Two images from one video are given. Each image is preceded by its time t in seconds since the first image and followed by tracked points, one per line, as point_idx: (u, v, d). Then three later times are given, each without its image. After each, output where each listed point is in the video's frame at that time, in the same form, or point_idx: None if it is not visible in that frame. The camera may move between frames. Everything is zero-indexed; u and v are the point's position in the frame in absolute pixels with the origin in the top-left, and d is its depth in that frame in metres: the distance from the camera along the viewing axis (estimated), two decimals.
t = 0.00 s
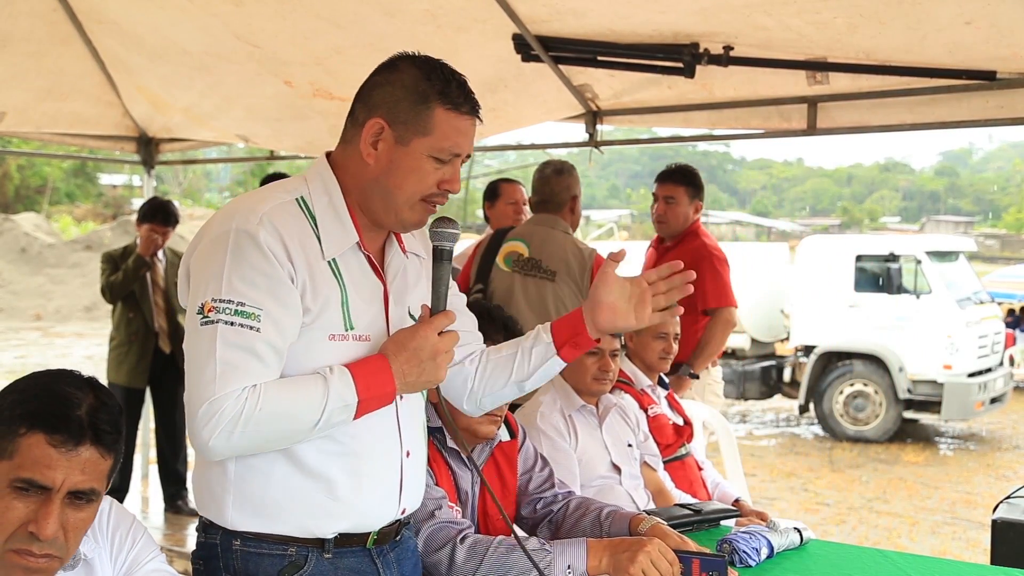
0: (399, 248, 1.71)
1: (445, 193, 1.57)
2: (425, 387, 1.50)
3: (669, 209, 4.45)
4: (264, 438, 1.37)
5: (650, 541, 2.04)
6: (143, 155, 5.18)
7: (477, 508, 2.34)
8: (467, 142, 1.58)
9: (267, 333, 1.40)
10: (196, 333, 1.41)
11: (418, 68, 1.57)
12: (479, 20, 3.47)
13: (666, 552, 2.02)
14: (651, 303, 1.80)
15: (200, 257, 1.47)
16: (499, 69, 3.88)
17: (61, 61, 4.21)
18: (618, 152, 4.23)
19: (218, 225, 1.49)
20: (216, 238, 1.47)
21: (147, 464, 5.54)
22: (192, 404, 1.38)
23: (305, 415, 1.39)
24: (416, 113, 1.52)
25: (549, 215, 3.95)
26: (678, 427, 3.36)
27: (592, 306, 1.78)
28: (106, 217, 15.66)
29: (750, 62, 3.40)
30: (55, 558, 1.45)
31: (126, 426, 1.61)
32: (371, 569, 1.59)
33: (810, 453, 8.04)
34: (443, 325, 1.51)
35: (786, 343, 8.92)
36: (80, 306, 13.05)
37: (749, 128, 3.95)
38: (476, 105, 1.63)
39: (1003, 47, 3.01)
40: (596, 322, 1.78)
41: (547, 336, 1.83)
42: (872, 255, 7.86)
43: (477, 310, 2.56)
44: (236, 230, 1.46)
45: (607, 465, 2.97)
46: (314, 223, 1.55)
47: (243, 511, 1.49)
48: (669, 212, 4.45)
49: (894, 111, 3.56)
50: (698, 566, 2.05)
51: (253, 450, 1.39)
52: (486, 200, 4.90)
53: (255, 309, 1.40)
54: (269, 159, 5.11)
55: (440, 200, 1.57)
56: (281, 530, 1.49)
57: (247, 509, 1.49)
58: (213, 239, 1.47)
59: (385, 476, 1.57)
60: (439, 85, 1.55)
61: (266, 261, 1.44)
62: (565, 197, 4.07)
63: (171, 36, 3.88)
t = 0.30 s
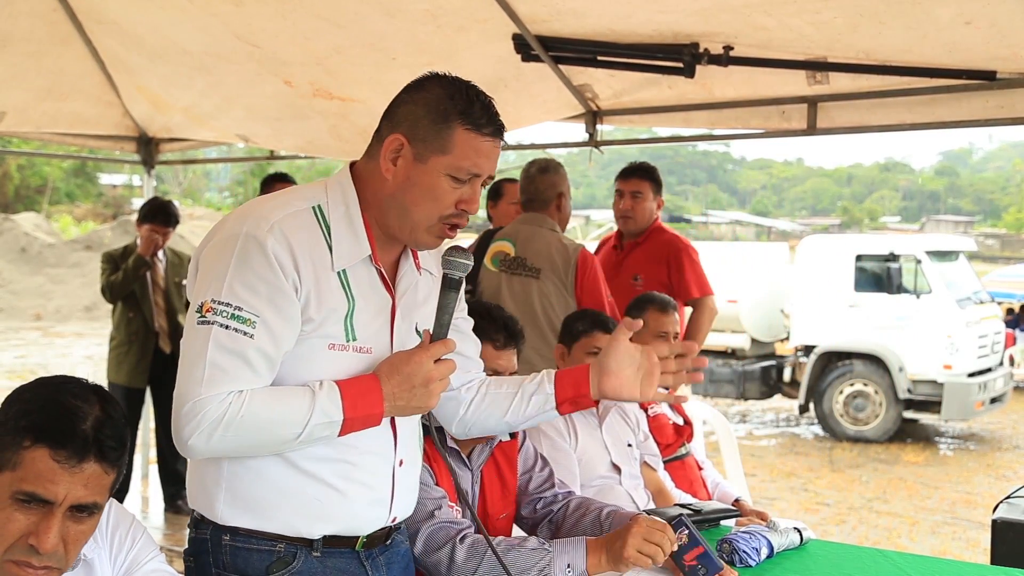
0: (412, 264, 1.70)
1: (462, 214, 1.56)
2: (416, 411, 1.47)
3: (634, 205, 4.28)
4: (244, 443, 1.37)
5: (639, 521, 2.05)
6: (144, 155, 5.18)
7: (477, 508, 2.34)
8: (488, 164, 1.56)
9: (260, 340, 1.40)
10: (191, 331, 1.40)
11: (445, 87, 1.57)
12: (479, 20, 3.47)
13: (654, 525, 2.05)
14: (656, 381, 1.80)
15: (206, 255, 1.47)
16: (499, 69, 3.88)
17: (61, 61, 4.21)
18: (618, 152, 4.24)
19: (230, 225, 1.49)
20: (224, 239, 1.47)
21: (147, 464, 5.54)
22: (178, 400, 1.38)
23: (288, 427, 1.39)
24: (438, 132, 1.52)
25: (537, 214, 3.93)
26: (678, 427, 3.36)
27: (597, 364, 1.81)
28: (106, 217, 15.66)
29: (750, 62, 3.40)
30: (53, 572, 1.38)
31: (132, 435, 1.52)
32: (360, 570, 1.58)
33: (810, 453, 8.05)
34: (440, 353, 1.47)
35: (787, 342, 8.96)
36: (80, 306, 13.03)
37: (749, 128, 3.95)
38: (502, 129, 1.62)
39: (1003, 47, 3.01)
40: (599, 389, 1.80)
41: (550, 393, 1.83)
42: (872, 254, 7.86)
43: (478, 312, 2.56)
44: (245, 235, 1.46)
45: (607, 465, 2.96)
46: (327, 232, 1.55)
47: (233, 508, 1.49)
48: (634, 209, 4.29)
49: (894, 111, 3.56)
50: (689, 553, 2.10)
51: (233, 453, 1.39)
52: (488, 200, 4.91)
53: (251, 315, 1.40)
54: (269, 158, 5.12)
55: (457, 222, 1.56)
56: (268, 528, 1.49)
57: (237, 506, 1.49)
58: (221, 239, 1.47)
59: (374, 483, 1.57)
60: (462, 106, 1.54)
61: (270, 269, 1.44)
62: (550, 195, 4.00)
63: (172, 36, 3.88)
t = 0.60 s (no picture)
0: (408, 256, 1.63)
1: (443, 211, 1.49)
2: (402, 401, 1.43)
3: (608, 204, 4.19)
4: (223, 433, 1.35)
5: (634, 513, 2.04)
6: (143, 155, 5.18)
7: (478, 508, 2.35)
8: (471, 162, 1.48)
9: (239, 330, 1.38)
10: (175, 324, 1.40)
11: (431, 83, 1.49)
12: (479, 20, 3.47)
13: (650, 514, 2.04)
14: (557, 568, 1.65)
15: (191, 252, 1.46)
16: (499, 69, 3.88)
17: (61, 61, 4.20)
18: (618, 152, 4.23)
19: (216, 219, 1.47)
20: (208, 233, 1.45)
21: (147, 463, 5.54)
22: (162, 390, 1.38)
23: (268, 417, 1.37)
24: (416, 128, 1.45)
25: (525, 214, 3.89)
26: (678, 427, 3.35)
27: (550, 526, 1.66)
28: (107, 217, 15.68)
29: (750, 62, 3.40)
30: None
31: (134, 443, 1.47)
32: (361, 567, 1.54)
33: (810, 453, 8.05)
34: (426, 341, 1.44)
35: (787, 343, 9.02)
36: (80, 306, 13.03)
37: (749, 128, 3.95)
38: (489, 123, 1.53)
39: (1003, 47, 3.01)
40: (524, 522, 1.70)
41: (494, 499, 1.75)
42: (872, 254, 7.85)
43: (477, 313, 2.57)
44: (226, 227, 1.44)
45: (606, 465, 2.96)
46: (311, 225, 1.51)
47: (229, 500, 1.47)
48: (606, 209, 4.19)
49: (894, 111, 3.56)
50: (672, 552, 2.12)
51: (214, 444, 1.37)
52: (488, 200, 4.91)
53: (230, 306, 1.38)
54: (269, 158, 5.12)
55: (437, 219, 1.49)
56: (264, 521, 1.46)
57: (232, 498, 1.47)
58: (203, 236, 1.45)
59: (370, 476, 1.52)
60: (444, 101, 1.47)
61: (248, 260, 1.41)
62: (534, 194, 3.98)
63: (172, 36, 3.88)
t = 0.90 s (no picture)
0: (401, 251, 1.62)
1: (435, 210, 1.49)
2: (391, 399, 1.42)
3: (602, 202, 4.19)
4: (210, 430, 1.36)
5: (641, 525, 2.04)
6: (143, 155, 5.18)
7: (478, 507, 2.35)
8: (464, 162, 1.48)
9: (225, 327, 1.38)
10: (166, 322, 1.41)
11: (427, 83, 1.48)
12: (479, 20, 3.47)
13: (657, 526, 2.03)
14: None
15: (180, 250, 1.47)
16: (499, 69, 3.89)
17: (61, 61, 4.21)
18: (618, 152, 4.24)
19: (204, 217, 1.48)
20: (196, 232, 1.46)
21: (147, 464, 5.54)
22: (152, 388, 1.39)
23: (255, 413, 1.37)
24: (410, 128, 1.44)
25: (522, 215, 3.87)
26: (678, 427, 3.34)
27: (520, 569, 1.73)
28: (107, 217, 15.68)
29: (750, 62, 3.40)
30: None
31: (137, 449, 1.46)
32: (362, 567, 1.53)
33: (810, 453, 8.05)
34: (414, 339, 1.45)
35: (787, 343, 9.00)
36: (80, 306, 13.02)
37: (749, 128, 3.95)
38: (482, 122, 1.52)
39: (1003, 46, 3.02)
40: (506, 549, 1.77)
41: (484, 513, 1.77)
42: (872, 254, 7.84)
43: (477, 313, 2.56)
44: (211, 225, 1.44)
45: (607, 465, 2.96)
46: (299, 221, 1.50)
47: (230, 496, 1.47)
48: (601, 207, 4.19)
49: (894, 111, 3.56)
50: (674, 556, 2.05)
51: (203, 441, 1.37)
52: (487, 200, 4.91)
53: (215, 303, 1.38)
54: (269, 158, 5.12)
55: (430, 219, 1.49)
56: (264, 518, 1.46)
57: (232, 493, 1.47)
58: (190, 235, 1.46)
59: (366, 472, 1.50)
60: (438, 101, 1.46)
61: (232, 257, 1.40)
62: (529, 196, 3.95)
63: (172, 37, 3.88)
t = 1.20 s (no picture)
0: (403, 251, 1.62)
1: (439, 211, 1.49)
2: (394, 399, 1.43)
3: (596, 201, 4.18)
4: (214, 430, 1.36)
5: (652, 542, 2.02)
6: (143, 155, 5.18)
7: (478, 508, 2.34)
8: (468, 164, 1.48)
9: (228, 327, 1.38)
10: (168, 322, 1.41)
11: (432, 85, 1.48)
12: (479, 20, 3.47)
13: (666, 552, 2.00)
14: None
15: (183, 250, 1.47)
16: (499, 69, 3.88)
17: (61, 61, 4.21)
18: (618, 152, 4.23)
19: (206, 217, 1.48)
20: (198, 233, 1.45)
21: (147, 463, 5.53)
22: (155, 387, 1.39)
23: (259, 413, 1.37)
24: (416, 131, 1.44)
25: (521, 214, 3.86)
26: (678, 427, 3.33)
27: None
28: (107, 217, 15.66)
29: (750, 62, 3.40)
30: None
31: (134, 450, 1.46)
32: (364, 567, 1.53)
33: (810, 453, 8.05)
34: (416, 339, 1.45)
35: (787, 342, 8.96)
36: (80, 306, 13.02)
37: (749, 128, 3.95)
38: (486, 124, 1.52)
39: (1003, 47, 3.02)
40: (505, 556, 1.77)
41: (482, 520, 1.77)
42: (872, 254, 7.83)
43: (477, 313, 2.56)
44: (214, 226, 1.44)
45: (607, 465, 2.96)
46: (301, 222, 1.50)
47: (232, 497, 1.47)
48: (597, 206, 4.19)
49: (894, 111, 3.56)
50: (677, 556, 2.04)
51: (206, 441, 1.37)
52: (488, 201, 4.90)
53: (218, 302, 1.38)
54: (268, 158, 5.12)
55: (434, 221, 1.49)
56: (265, 518, 1.46)
57: (235, 495, 1.47)
58: (193, 235, 1.46)
59: (369, 472, 1.50)
60: (443, 104, 1.46)
61: (235, 257, 1.40)
62: (530, 198, 3.94)
63: (172, 36, 3.88)
